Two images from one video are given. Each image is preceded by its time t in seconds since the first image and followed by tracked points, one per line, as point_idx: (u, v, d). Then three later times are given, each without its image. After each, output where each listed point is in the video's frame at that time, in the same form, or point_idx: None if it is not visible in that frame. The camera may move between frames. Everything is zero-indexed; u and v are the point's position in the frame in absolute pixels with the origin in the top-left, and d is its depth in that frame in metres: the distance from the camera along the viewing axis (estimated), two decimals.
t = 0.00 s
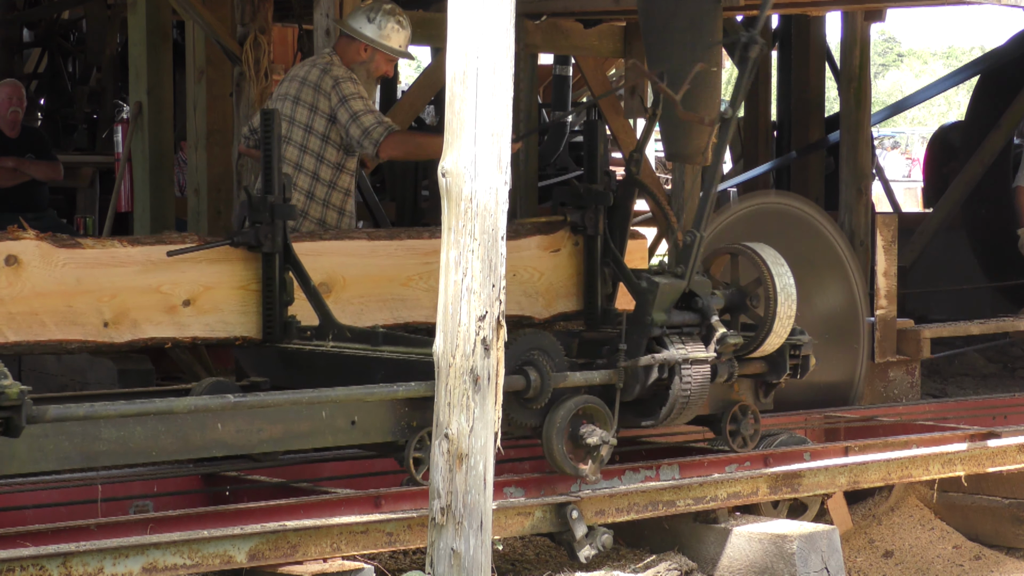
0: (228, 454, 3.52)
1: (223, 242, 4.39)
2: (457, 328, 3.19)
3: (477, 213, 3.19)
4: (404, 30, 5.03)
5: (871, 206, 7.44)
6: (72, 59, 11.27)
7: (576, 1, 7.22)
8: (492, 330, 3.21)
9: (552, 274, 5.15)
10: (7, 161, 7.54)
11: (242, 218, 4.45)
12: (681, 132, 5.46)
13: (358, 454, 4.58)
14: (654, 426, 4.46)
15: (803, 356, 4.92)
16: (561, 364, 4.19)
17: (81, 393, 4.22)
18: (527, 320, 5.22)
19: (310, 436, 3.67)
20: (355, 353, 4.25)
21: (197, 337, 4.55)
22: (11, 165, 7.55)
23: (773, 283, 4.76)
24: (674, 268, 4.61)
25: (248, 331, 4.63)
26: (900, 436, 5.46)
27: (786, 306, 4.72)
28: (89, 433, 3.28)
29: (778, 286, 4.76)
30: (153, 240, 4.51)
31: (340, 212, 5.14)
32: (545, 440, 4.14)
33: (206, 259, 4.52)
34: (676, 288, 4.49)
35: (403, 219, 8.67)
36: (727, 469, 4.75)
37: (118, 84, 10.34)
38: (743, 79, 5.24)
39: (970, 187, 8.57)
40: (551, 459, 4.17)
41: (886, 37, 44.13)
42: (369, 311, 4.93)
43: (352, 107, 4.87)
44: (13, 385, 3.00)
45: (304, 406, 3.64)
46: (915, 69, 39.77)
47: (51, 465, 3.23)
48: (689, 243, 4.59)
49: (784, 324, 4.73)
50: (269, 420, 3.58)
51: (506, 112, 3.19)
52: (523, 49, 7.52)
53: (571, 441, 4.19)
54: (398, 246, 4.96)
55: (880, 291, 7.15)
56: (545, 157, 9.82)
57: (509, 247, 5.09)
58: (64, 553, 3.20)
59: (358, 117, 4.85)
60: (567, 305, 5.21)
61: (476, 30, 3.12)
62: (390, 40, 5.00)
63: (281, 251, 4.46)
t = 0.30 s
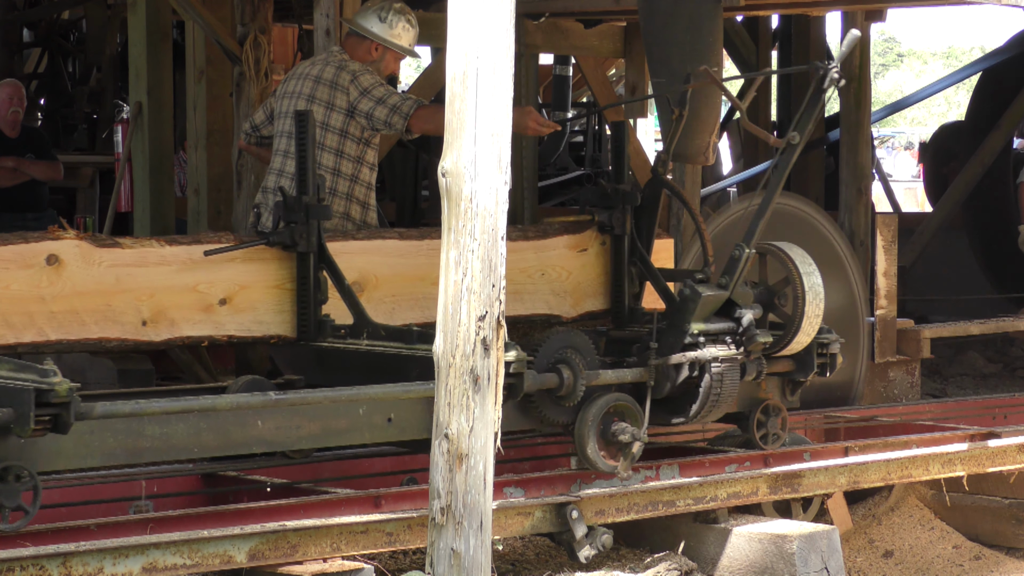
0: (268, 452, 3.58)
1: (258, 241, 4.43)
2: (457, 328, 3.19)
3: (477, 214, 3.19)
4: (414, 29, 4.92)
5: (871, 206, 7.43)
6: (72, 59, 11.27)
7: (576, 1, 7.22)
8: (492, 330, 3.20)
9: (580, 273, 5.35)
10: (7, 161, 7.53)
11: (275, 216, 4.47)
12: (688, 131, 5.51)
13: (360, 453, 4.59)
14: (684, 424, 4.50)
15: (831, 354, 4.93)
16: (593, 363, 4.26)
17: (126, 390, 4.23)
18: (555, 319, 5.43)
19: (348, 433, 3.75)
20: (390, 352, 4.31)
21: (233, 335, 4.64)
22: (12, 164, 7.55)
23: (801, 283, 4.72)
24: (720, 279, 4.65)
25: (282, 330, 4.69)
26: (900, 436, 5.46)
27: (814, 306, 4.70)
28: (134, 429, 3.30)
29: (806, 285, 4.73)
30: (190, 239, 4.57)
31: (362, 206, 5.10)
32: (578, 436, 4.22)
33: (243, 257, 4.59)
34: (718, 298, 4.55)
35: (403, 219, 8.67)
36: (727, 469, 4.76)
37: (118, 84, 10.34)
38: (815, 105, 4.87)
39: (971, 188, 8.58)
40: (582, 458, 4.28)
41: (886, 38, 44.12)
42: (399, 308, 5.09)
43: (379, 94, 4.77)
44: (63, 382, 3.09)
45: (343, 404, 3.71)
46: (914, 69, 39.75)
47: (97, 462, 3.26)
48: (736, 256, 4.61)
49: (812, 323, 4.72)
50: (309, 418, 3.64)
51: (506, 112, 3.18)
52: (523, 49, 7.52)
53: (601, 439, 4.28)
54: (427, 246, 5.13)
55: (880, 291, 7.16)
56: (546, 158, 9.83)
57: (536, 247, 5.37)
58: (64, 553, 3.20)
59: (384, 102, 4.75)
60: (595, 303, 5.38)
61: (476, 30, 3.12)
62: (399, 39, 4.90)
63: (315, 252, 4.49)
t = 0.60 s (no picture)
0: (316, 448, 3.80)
1: (302, 241, 4.51)
2: (457, 328, 3.19)
3: (479, 213, 3.19)
4: (403, 26, 4.99)
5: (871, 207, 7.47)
6: (72, 59, 11.27)
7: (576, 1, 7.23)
8: (492, 330, 3.20)
9: (613, 273, 5.47)
10: (7, 161, 7.53)
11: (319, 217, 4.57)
12: (681, 128, 5.47)
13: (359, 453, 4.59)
14: (722, 419, 4.76)
15: (863, 352, 5.09)
16: (632, 361, 4.51)
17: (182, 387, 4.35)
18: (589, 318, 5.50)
19: (392, 430, 3.94)
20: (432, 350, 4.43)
21: (277, 333, 4.66)
22: (12, 165, 7.55)
23: (834, 280, 4.85)
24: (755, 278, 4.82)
25: (324, 328, 4.74)
26: (900, 436, 5.46)
27: (848, 303, 4.82)
28: (187, 425, 3.53)
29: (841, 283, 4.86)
30: (235, 238, 4.58)
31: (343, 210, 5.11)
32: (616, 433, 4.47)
33: (286, 258, 4.63)
34: (754, 297, 4.74)
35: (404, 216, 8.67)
36: (727, 469, 4.78)
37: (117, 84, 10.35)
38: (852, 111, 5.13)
39: (970, 188, 8.58)
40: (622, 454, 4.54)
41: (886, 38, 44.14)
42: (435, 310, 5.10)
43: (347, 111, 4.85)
44: (121, 379, 3.26)
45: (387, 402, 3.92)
46: (915, 69, 39.77)
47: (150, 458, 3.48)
48: (773, 256, 4.79)
49: (846, 321, 4.85)
50: (354, 414, 3.86)
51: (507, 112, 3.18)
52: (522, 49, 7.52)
53: (640, 436, 4.53)
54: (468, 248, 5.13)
55: (880, 291, 7.12)
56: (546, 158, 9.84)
57: (570, 246, 5.41)
58: (64, 553, 3.20)
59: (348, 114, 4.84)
60: (627, 303, 5.54)
61: (476, 29, 3.12)
62: (389, 36, 4.96)
63: (358, 250, 4.58)
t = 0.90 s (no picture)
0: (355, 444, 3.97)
1: (340, 239, 4.53)
2: (457, 328, 3.19)
3: (478, 214, 3.19)
4: (383, 23, 4.95)
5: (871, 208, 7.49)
6: (72, 59, 11.26)
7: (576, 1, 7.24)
8: (492, 330, 3.20)
9: (642, 278, 5.45)
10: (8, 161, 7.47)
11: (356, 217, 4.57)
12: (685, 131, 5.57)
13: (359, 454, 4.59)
14: (752, 416, 4.87)
15: (892, 350, 5.30)
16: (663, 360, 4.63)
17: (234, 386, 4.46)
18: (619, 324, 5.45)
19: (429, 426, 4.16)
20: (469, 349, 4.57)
21: (314, 330, 4.68)
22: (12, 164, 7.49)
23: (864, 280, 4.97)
24: (788, 277, 4.92)
25: (361, 326, 4.75)
26: (900, 436, 5.46)
27: (876, 303, 4.97)
28: (233, 421, 3.68)
29: (870, 283, 4.98)
30: (274, 236, 4.59)
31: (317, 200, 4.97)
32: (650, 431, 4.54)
33: (325, 255, 4.65)
34: (786, 297, 4.85)
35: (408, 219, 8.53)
36: (727, 469, 4.78)
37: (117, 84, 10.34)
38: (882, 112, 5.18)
39: (970, 188, 8.58)
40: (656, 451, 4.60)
41: (886, 38, 44.16)
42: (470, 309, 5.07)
43: (272, 94, 4.67)
44: (171, 376, 3.37)
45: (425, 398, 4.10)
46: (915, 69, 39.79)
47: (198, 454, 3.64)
48: (805, 255, 4.89)
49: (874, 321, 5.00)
50: (395, 412, 4.04)
51: (507, 112, 3.18)
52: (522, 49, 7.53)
53: (674, 434, 4.59)
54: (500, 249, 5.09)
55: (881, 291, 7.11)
56: (545, 157, 9.84)
57: (603, 252, 5.36)
58: (64, 553, 3.20)
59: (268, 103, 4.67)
60: (656, 310, 5.51)
61: (476, 30, 3.12)
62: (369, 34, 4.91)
63: (394, 249, 4.57)
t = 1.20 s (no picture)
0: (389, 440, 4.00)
1: (371, 239, 4.56)
2: (457, 328, 3.19)
3: (478, 214, 3.19)
4: (369, 19, 4.92)
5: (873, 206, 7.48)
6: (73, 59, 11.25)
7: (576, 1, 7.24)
8: (492, 330, 3.20)
9: (668, 277, 5.42)
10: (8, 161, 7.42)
11: (387, 218, 4.63)
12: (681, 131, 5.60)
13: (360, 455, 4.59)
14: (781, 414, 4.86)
15: (916, 348, 5.29)
16: (693, 358, 4.59)
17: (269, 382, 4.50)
18: (643, 322, 5.42)
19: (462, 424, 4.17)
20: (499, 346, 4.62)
21: (346, 329, 4.68)
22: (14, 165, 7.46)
23: (890, 280, 5.00)
24: (815, 276, 4.94)
25: (392, 325, 4.77)
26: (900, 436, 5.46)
27: (902, 302, 4.98)
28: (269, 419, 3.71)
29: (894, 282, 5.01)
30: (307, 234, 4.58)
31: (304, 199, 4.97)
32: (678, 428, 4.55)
33: (357, 255, 4.64)
34: (814, 295, 4.85)
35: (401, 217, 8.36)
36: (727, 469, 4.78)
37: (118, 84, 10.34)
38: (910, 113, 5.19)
39: (970, 188, 8.58)
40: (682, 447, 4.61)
41: (886, 39, 44.20)
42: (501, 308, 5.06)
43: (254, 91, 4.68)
44: (212, 373, 3.40)
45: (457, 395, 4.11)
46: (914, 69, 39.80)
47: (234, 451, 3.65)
48: (831, 255, 4.91)
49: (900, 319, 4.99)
50: (427, 409, 4.06)
51: (507, 112, 3.18)
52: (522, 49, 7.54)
53: (701, 431, 4.61)
54: (526, 248, 5.07)
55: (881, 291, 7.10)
56: (545, 158, 9.84)
57: (627, 252, 5.32)
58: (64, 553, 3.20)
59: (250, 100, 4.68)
60: (681, 308, 5.48)
61: (476, 30, 3.12)
62: (356, 30, 4.89)
63: (424, 250, 4.61)
